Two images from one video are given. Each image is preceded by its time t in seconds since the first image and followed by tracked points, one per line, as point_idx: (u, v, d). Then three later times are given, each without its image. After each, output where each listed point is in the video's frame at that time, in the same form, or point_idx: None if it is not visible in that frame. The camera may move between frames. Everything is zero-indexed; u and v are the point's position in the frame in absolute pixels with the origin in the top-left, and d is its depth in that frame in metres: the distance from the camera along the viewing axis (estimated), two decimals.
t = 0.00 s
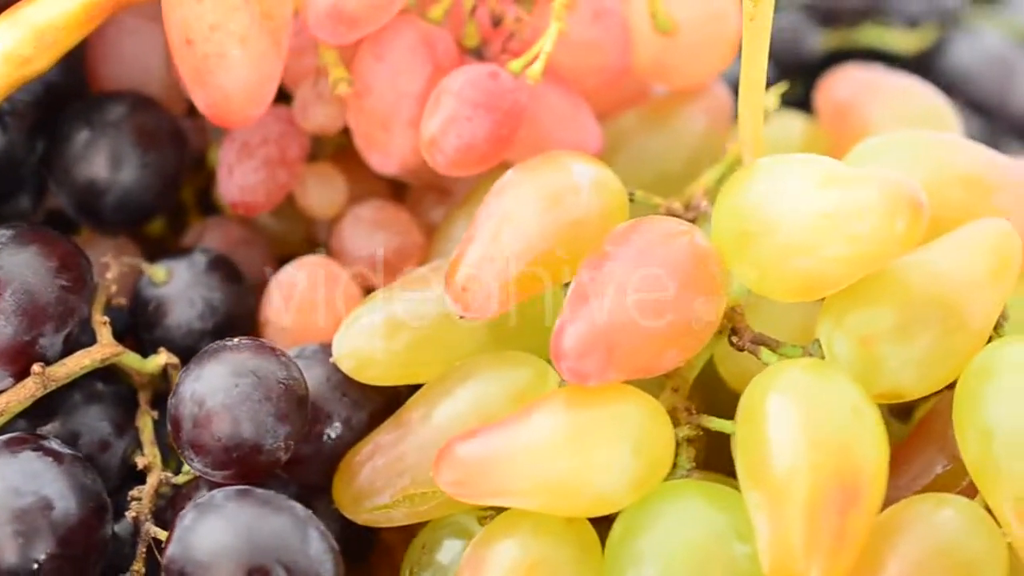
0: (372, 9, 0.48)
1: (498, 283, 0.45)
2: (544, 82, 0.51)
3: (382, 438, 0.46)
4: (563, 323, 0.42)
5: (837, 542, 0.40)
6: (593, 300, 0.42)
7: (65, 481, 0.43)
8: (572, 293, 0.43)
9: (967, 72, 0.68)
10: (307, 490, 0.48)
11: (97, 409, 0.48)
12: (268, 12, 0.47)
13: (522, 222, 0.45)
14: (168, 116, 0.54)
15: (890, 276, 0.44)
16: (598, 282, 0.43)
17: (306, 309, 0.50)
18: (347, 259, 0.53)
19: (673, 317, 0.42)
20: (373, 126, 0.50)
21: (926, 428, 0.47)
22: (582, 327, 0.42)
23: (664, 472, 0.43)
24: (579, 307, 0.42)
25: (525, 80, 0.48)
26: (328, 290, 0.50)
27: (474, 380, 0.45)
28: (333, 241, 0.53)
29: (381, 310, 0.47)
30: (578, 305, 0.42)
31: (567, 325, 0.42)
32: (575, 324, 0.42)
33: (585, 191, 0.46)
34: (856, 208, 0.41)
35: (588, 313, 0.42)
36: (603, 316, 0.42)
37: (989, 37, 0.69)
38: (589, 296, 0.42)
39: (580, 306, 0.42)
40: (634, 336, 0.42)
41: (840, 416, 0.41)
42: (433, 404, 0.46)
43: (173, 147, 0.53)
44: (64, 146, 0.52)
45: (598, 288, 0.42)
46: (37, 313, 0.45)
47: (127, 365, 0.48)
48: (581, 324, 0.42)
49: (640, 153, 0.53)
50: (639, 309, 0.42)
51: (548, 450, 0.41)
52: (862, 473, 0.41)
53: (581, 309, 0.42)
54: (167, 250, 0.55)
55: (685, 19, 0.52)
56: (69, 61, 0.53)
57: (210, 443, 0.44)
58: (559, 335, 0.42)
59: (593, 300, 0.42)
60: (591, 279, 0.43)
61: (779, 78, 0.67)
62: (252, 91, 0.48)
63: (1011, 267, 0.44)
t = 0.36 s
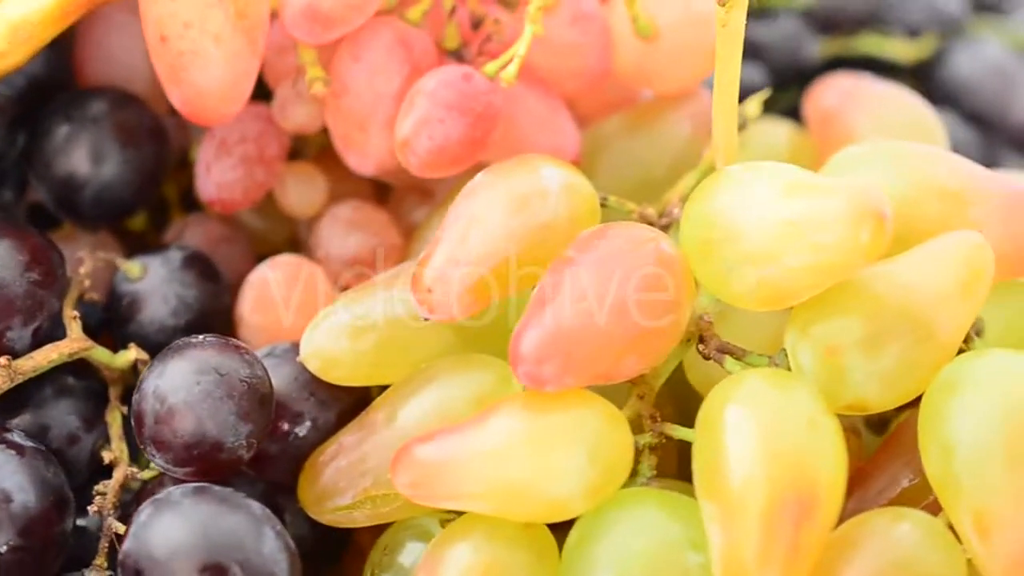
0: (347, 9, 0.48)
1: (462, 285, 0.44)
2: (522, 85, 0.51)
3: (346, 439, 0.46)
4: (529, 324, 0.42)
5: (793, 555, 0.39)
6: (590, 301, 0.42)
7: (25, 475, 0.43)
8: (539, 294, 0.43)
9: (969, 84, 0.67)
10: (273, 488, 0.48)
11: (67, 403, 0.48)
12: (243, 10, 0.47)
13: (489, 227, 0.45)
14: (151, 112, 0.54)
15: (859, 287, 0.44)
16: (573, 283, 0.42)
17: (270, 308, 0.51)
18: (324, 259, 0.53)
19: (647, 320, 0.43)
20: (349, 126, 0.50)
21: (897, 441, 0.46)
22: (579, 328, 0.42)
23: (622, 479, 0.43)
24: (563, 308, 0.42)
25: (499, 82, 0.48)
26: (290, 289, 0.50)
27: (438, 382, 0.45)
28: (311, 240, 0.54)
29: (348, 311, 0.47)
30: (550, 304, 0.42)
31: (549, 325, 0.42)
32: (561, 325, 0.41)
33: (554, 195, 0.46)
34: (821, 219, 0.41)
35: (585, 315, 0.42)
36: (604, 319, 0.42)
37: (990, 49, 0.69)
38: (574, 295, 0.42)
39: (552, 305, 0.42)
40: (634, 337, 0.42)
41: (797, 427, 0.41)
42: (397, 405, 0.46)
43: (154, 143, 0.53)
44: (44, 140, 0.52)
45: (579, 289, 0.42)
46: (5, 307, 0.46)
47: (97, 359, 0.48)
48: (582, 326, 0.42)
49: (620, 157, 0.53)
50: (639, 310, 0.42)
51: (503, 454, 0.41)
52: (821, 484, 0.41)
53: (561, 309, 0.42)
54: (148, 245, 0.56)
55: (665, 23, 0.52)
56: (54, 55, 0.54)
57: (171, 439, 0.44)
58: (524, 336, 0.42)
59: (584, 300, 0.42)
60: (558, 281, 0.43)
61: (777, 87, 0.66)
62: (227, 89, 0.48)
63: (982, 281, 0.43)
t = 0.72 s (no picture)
0: (326, 8, 0.48)
1: (431, 287, 0.44)
2: (503, 87, 0.51)
3: (314, 439, 0.46)
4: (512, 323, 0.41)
5: (749, 564, 0.39)
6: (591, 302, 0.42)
7: None
8: (517, 290, 0.42)
9: (969, 91, 0.66)
10: (244, 486, 0.48)
11: (41, 396, 0.48)
12: (222, 7, 0.48)
13: (461, 228, 0.45)
14: (137, 109, 0.54)
15: (829, 296, 0.44)
16: (563, 284, 0.42)
17: (260, 307, 0.50)
18: (303, 257, 0.53)
19: (614, 325, 0.42)
20: (329, 125, 0.50)
21: (869, 453, 0.46)
22: (577, 331, 0.42)
23: (583, 485, 0.42)
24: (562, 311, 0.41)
25: (477, 84, 0.48)
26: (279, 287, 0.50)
27: (407, 383, 0.45)
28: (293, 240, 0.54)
29: (319, 311, 0.47)
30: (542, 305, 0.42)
31: (546, 329, 0.41)
32: (558, 329, 0.41)
33: (527, 198, 0.46)
34: (787, 225, 0.41)
35: (587, 318, 0.42)
36: (589, 320, 0.42)
37: (990, 58, 0.68)
38: (570, 298, 0.42)
39: (542, 307, 0.42)
40: (615, 337, 0.42)
41: (759, 436, 0.40)
42: (366, 405, 0.46)
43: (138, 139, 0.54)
44: (29, 134, 0.53)
45: (574, 291, 0.42)
46: None
47: (72, 354, 0.48)
48: (582, 329, 0.42)
49: (602, 162, 0.52)
50: (624, 309, 0.42)
51: (465, 456, 0.41)
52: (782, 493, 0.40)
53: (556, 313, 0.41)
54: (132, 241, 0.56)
55: (651, 28, 0.52)
56: (44, 51, 0.54)
57: (139, 435, 0.44)
58: (506, 335, 0.41)
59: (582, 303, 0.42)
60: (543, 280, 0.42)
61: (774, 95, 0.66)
62: (206, 87, 0.48)
63: (954, 294, 0.43)
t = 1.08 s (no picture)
0: (300, 8, 0.48)
1: (393, 289, 0.44)
2: (479, 89, 0.51)
3: (276, 439, 0.46)
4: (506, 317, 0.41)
5: None
6: (592, 301, 0.42)
7: None
8: (513, 280, 0.42)
9: (967, 104, 0.66)
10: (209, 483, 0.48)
11: (10, 389, 0.49)
12: (196, 5, 0.48)
13: (426, 231, 0.45)
14: (119, 104, 0.55)
15: (792, 307, 0.43)
16: (564, 282, 0.42)
17: (230, 305, 0.50)
18: (279, 256, 0.53)
19: (569, 332, 0.42)
20: (304, 125, 0.50)
21: (831, 466, 0.45)
22: (575, 330, 0.42)
23: (537, 491, 0.42)
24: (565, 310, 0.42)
25: (449, 87, 0.48)
26: (248, 285, 0.50)
27: (367, 385, 0.45)
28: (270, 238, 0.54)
29: (283, 311, 0.47)
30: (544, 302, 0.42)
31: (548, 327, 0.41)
32: (557, 327, 0.42)
33: (493, 202, 0.45)
34: (745, 234, 0.40)
35: (584, 316, 0.42)
36: (543, 325, 0.41)
37: (989, 70, 0.67)
38: (571, 297, 0.42)
39: (541, 305, 0.41)
40: (570, 344, 0.42)
41: (711, 447, 0.40)
42: (328, 405, 0.46)
43: (119, 135, 0.54)
44: (10, 128, 0.53)
45: (558, 293, 0.42)
46: None
47: (41, 347, 0.48)
48: (547, 334, 0.41)
49: (581, 167, 0.52)
50: (580, 315, 0.42)
51: (417, 460, 0.41)
52: (733, 504, 0.40)
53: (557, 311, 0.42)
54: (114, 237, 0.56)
55: (630, 32, 0.52)
56: (30, 46, 0.55)
57: (98, 430, 0.44)
58: (495, 329, 0.41)
59: (581, 302, 0.42)
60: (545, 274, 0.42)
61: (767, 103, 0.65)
62: (180, 84, 0.49)
63: (918, 307, 0.43)
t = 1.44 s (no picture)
0: (275, 7, 0.48)
1: (358, 290, 0.44)
2: (456, 91, 0.50)
3: (240, 437, 0.46)
4: (503, 315, 0.41)
5: None
6: (574, 304, 0.42)
7: None
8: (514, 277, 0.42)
9: (964, 112, 0.66)
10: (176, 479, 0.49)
11: None
12: (172, 2, 0.48)
13: (393, 232, 0.45)
14: (103, 100, 0.55)
15: (756, 315, 0.43)
16: (538, 283, 0.42)
17: (203, 303, 0.50)
18: (257, 255, 0.53)
19: (528, 336, 0.42)
20: (281, 124, 0.51)
21: (795, 477, 0.45)
22: (546, 332, 0.42)
23: (493, 495, 0.42)
24: (556, 312, 0.42)
25: (423, 88, 0.48)
26: (223, 283, 0.50)
27: (331, 385, 0.45)
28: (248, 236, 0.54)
29: (251, 309, 0.47)
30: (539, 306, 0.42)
31: (542, 329, 0.42)
32: (540, 329, 0.42)
33: (461, 205, 0.45)
34: (704, 241, 0.40)
35: (555, 319, 0.42)
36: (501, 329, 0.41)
37: (988, 79, 0.67)
38: (544, 299, 0.42)
39: (535, 307, 0.42)
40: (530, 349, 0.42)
41: (666, 454, 0.40)
42: (292, 404, 0.46)
43: (102, 131, 0.54)
44: None
45: (517, 296, 0.41)
46: None
47: (13, 341, 0.49)
48: (505, 338, 0.41)
49: (561, 173, 0.52)
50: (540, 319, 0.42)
51: (373, 461, 0.41)
52: (687, 513, 0.40)
53: (548, 313, 0.42)
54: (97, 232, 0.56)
55: (612, 37, 0.51)
56: (16, 41, 0.55)
57: (62, 424, 0.44)
58: (487, 326, 0.41)
59: (541, 306, 0.42)
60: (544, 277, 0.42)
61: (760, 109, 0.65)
62: (156, 80, 0.49)
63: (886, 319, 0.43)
